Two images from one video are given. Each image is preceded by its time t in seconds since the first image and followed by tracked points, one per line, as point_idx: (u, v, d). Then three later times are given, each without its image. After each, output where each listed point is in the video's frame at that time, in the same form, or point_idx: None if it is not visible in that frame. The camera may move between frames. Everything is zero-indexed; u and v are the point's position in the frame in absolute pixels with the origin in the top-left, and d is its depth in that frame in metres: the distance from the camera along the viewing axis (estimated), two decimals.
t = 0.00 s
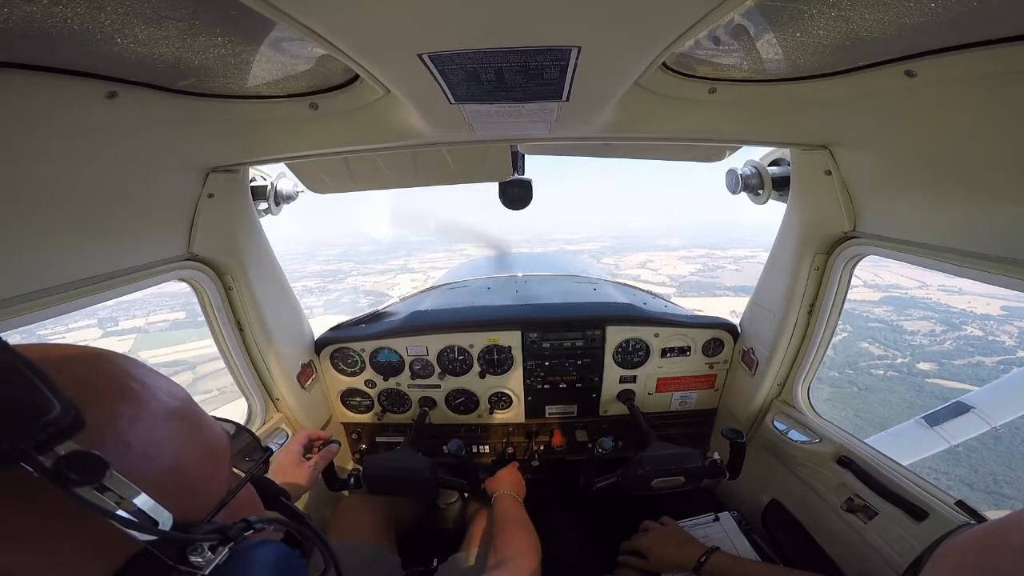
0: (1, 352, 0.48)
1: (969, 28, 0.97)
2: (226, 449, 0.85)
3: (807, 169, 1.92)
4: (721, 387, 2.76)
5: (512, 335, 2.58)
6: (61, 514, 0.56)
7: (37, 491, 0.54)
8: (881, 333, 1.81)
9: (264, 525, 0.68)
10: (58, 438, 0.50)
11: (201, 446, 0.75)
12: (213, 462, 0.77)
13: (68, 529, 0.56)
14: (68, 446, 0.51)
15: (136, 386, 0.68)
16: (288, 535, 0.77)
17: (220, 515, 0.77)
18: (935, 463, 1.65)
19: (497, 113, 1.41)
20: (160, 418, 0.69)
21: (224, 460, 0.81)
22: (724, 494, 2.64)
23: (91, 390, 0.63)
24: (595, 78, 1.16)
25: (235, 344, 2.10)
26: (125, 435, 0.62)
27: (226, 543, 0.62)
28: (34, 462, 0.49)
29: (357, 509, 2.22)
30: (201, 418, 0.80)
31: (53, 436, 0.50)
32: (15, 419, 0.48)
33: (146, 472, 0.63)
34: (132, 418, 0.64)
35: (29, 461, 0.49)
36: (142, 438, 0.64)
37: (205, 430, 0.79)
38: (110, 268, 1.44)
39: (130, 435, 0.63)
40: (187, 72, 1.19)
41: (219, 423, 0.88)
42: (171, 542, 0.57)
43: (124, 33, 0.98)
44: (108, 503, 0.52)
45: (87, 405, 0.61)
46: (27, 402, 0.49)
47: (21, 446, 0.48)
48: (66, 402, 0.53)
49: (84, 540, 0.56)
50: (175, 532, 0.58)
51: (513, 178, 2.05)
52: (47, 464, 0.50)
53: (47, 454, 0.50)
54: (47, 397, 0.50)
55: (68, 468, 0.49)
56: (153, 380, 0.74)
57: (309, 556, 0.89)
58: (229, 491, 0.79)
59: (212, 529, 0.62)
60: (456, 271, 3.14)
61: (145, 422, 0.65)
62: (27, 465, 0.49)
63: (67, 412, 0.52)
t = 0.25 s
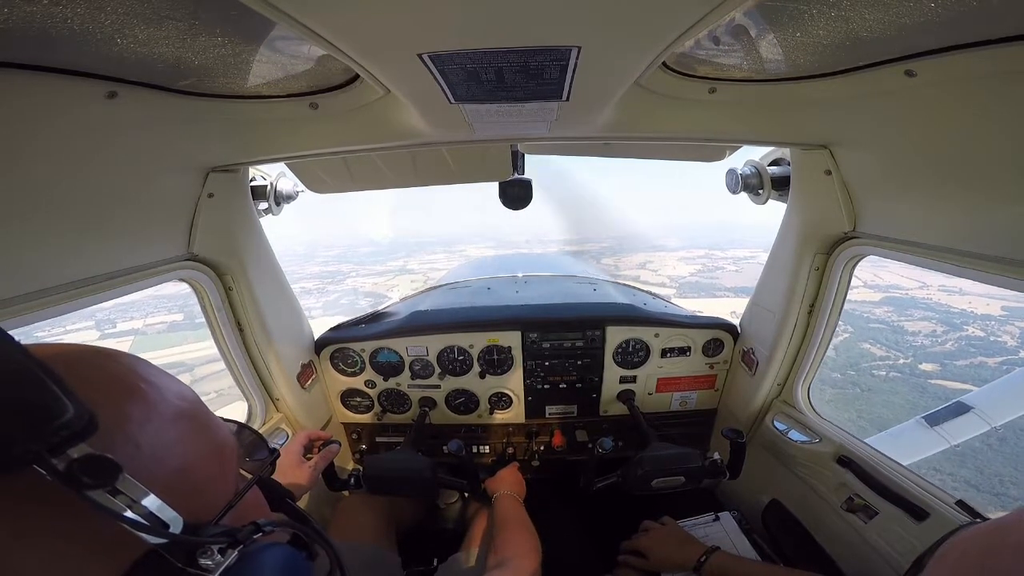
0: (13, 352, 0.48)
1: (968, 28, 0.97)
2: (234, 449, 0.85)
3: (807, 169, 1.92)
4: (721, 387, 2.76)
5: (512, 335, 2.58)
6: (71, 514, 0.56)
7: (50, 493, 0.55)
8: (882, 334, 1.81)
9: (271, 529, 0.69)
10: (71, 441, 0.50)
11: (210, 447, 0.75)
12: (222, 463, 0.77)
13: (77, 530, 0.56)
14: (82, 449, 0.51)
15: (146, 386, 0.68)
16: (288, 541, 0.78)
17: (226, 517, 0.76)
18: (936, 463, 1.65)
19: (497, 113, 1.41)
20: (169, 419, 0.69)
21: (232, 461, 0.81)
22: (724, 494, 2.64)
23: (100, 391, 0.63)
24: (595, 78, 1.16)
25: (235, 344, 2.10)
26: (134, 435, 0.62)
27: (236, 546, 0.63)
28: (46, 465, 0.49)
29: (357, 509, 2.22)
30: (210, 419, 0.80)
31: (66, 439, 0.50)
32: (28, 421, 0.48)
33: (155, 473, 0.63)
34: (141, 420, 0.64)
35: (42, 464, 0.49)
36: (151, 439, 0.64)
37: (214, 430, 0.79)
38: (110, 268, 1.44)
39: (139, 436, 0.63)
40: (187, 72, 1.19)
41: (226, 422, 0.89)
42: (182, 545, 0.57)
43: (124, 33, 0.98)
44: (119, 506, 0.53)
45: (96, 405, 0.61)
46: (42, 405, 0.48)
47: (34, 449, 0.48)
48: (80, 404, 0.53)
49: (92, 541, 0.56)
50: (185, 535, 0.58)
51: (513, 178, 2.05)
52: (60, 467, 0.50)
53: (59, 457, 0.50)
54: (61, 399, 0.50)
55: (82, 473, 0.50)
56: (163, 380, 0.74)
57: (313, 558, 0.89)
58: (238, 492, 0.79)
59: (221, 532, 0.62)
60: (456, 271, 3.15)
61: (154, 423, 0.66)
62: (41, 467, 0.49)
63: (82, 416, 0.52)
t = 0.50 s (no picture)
0: (12, 353, 0.48)
1: (968, 28, 0.97)
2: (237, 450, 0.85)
3: (807, 169, 1.92)
4: (721, 387, 2.76)
5: (512, 335, 2.57)
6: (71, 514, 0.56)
7: (51, 495, 0.55)
8: (884, 334, 1.80)
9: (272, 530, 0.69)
10: (72, 443, 0.50)
11: (212, 448, 0.75)
12: (223, 464, 0.77)
13: (77, 530, 0.56)
14: (81, 451, 0.51)
15: (148, 387, 0.68)
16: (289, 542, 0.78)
17: (228, 518, 0.76)
18: (937, 463, 1.65)
19: (497, 113, 1.41)
20: (170, 420, 0.69)
21: (233, 461, 0.81)
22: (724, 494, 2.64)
23: (102, 392, 0.63)
24: (595, 78, 1.16)
25: (235, 344, 2.10)
26: (134, 436, 0.62)
27: (235, 548, 0.63)
28: (46, 467, 0.49)
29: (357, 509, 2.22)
30: (212, 419, 0.80)
31: (66, 441, 0.50)
32: (28, 423, 0.47)
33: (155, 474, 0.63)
34: (141, 421, 0.64)
35: (42, 466, 0.49)
36: (152, 441, 0.64)
37: (216, 431, 0.79)
38: (111, 268, 1.44)
39: (140, 437, 0.63)
40: (187, 72, 1.19)
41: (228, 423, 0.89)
42: (181, 547, 0.57)
43: (124, 33, 0.98)
44: (118, 508, 0.52)
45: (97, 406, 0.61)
46: (43, 405, 0.48)
47: (34, 451, 0.48)
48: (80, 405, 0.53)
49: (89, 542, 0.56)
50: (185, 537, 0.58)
51: (513, 178, 2.05)
52: (60, 469, 0.50)
53: (59, 459, 0.50)
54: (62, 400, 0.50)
55: (82, 474, 0.50)
56: (165, 381, 0.74)
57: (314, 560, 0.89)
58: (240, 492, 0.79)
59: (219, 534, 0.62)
60: (456, 271, 3.14)
61: (155, 425, 0.65)
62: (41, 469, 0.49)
63: (82, 417, 0.52)
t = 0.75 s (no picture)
0: (9, 351, 0.48)
1: (970, 28, 0.97)
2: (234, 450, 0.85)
3: (807, 169, 1.92)
4: (721, 387, 2.76)
5: (512, 335, 2.58)
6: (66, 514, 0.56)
7: (46, 496, 0.55)
8: (886, 335, 1.79)
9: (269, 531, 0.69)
10: (67, 443, 0.50)
11: (209, 447, 0.75)
12: (221, 464, 0.77)
13: (73, 529, 0.56)
14: (76, 452, 0.51)
15: (144, 387, 0.69)
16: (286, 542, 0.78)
17: (225, 519, 0.76)
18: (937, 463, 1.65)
19: (497, 113, 1.41)
20: (167, 420, 0.69)
21: (231, 461, 0.81)
22: (724, 494, 2.64)
23: (99, 392, 0.63)
24: (595, 78, 1.16)
25: (235, 344, 2.10)
26: (130, 436, 0.62)
27: (232, 548, 0.62)
28: (40, 467, 0.49)
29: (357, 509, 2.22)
30: (210, 419, 0.81)
31: (61, 441, 0.50)
32: (23, 423, 0.47)
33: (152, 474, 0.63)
34: (138, 420, 0.64)
35: (36, 466, 0.49)
36: (148, 441, 0.64)
37: (213, 431, 0.79)
38: (110, 268, 1.44)
39: (136, 437, 0.63)
40: (187, 72, 1.19)
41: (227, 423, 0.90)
42: (178, 547, 0.57)
43: (124, 33, 0.98)
44: (113, 508, 0.52)
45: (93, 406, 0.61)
46: (40, 405, 0.49)
47: (29, 451, 0.48)
48: (75, 405, 0.53)
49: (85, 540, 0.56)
50: (182, 537, 0.59)
51: (513, 178, 2.05)
52: (54, 469, 0.50)
53: (54, 459, 0.50)
54: (57, 400, 0.50)
55: (76, 475, 0.50)
56: (162, 381, 0.74)
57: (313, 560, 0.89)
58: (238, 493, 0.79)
59: (214, 534, 0.62)
60: (456, 271, 3.15)
61: (151, 424, 0.65)
62: (35, 470, 0.49)
63: (76, 418, 0.51)
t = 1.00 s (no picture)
0: (7, 352, 0.48)
1: (970, 28, 0.97)
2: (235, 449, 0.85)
3: (807, 169, 1.92)
4: (721, 387, 2.76)
5: (512, 335, 2.58)
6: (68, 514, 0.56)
7: (46, 496, 0.55)
8: (888, 336, 1.78)
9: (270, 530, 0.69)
10: (66, 444, 0.50)
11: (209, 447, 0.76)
12: (221, 463, 0.77)
13: (72, 529, 0.56)
14: (76, 452, 0.51)
15: (144, 387, 0.69)
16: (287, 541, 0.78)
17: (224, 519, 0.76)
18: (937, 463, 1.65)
19: (497, 113, 1.41)
20: (167, 420, 0.69)
21: (231, 461, 0.81)
22: (723, 494, 2.64)
23: (98, 392, 0.63)
24: (595, 79, 1.16)
25: (235, 344, 2.10)
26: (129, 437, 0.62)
27: (233, 549, 0.63)
28: (40, 468, 0.49)
29: (357, 509, 2.22)
30: (210, 419, 0.81)
31: (60, 442, 0.50)
32: (23, 424, 0.48)
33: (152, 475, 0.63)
34: (137, 421, 0.64)
35: (35, 467, 0.49)
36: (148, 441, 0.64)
37: (213, 431, 0.79)
38: (110, 268, 1.44)
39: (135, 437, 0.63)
40: (186, 72, 1.19)
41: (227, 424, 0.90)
42: (178, 548, 0.57)
43: (124, 33, 0.98)
44: (113, 509, 0.53)
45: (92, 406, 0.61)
46: (39, 405, 0.49)
47: (28, 451, 0.48)
48: (75, 406, 0.53)
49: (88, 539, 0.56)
50: (182, 538, 0.59)
51: (513, 178, 2.05)
52: (53, 470, 0.50)
53: (53, 460, 0.50)
54: (56, 401, 0.50)
55: (75, 476, 0.50)
56: (161, 381, 0.74)
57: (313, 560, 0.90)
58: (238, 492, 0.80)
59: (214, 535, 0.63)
60: (456, 271, 3.15)
61: (150, 425, 0.66)
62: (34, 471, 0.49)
63: (75, 419, 0.52)
